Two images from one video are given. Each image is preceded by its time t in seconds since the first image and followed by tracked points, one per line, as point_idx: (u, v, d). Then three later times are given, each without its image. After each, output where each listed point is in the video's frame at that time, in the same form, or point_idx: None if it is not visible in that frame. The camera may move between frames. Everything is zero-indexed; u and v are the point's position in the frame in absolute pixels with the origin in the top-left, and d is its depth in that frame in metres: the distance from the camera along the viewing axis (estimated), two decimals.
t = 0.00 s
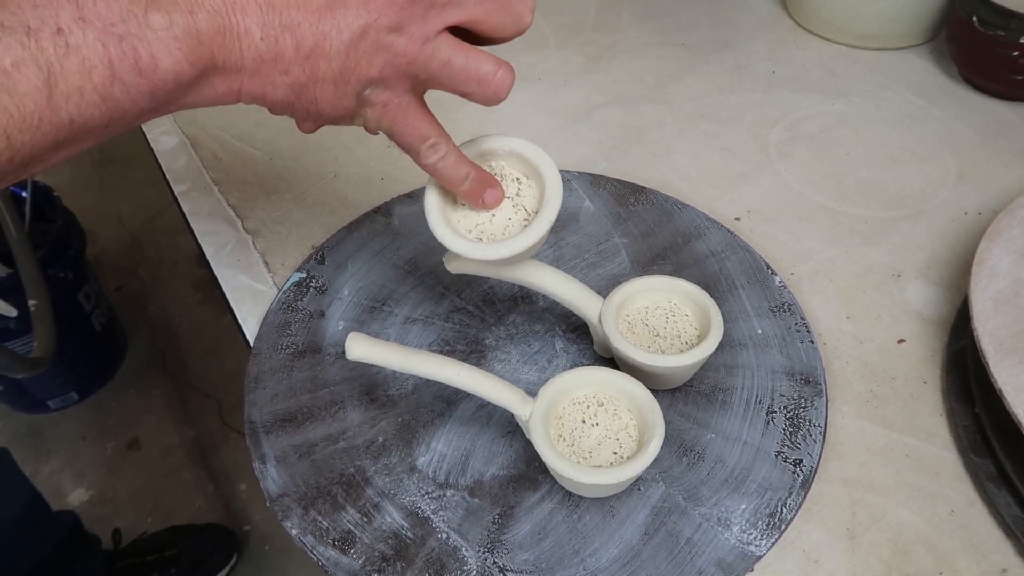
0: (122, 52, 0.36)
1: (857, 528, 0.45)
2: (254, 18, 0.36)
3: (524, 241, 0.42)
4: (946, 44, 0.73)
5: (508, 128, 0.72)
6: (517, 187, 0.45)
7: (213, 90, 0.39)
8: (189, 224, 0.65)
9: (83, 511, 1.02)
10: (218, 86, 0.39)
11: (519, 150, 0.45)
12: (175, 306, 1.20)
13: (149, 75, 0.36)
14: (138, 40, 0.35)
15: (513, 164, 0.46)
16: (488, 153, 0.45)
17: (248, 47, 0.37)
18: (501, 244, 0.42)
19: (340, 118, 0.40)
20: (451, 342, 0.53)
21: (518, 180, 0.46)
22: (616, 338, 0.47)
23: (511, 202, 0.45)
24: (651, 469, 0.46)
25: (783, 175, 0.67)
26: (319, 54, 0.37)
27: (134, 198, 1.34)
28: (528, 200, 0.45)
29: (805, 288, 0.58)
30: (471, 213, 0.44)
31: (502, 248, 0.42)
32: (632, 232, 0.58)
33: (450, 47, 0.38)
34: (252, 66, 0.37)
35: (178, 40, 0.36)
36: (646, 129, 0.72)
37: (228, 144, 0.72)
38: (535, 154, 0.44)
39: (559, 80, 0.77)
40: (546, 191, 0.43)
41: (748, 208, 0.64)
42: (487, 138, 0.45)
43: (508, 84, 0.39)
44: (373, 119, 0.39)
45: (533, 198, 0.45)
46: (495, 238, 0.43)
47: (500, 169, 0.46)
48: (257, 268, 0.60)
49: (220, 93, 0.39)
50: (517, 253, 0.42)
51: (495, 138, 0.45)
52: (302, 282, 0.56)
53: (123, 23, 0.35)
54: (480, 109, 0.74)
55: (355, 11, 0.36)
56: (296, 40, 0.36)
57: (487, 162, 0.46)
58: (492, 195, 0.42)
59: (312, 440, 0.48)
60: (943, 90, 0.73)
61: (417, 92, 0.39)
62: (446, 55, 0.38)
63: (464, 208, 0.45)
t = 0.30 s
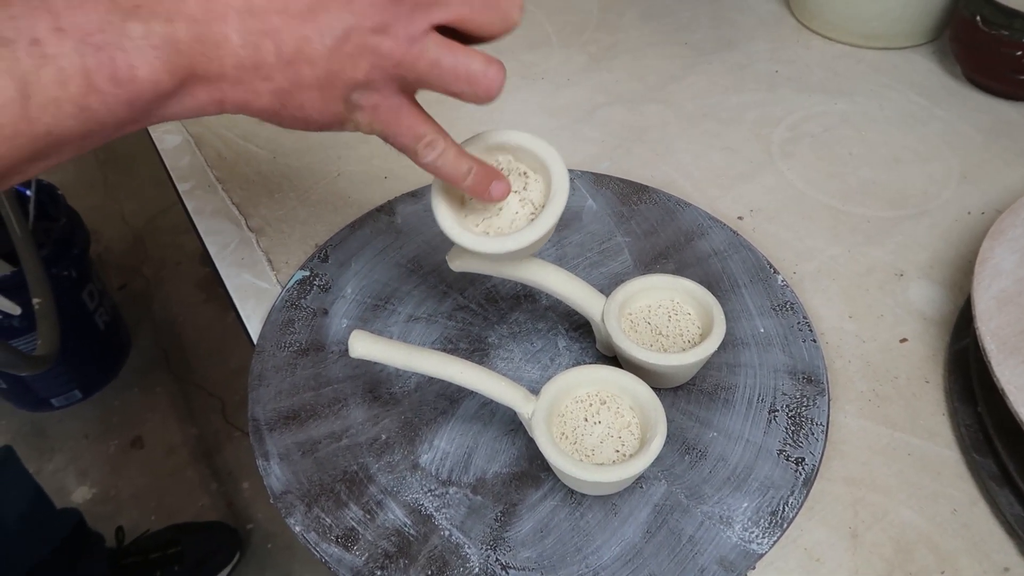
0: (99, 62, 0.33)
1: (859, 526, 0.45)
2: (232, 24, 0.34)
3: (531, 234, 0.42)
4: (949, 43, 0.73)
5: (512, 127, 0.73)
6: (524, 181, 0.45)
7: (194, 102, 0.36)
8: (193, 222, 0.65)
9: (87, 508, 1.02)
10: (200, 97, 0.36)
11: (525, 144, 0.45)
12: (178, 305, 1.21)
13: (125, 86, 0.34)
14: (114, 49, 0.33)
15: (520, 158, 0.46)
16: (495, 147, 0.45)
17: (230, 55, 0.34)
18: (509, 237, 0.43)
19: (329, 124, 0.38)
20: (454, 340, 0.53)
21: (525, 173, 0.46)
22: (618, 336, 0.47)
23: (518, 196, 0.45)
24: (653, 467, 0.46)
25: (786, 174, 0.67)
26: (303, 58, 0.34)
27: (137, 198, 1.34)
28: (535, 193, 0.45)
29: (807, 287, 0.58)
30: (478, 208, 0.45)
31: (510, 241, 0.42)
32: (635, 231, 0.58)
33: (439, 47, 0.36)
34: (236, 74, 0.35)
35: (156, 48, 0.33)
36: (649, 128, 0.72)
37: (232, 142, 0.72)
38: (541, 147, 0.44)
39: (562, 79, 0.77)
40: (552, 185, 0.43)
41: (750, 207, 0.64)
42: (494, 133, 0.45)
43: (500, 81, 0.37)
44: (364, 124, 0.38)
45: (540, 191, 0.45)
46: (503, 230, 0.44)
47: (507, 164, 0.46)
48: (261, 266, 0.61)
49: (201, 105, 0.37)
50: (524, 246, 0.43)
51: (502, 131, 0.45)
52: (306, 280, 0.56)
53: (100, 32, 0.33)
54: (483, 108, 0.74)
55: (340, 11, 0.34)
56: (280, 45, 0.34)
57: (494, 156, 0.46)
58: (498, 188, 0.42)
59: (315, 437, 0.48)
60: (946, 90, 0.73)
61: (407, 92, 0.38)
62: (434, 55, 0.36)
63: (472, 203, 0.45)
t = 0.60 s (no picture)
0: None
1: (863, 527, 0.45)
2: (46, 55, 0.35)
3: (579, 187, 0.40)
4: (955, 44, 0.73)
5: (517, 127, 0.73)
6: (562, 141, 0.44)
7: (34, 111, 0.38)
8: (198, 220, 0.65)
9: (89, 506, 1.02)
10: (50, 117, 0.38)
11: (563, 103, 0.43)
12: (182, 303, 1.21)
13: None
14: None
15: (555, 119, 0.45)
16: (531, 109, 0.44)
17: (48, 82, 0.36)
18: (556, 191, 0.41)
19: (177, 125, 0.39)
20: (458, 339, 0.53)
21: (563, 133, 0.44)
22: (622, 335, 0.47)
23: (558, 155, 0.43)
24: (657, 466, 0.46)
25: (790, 174, 0.67)
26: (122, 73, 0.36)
27: (142, 195, 1.34)
28: (574, 151, 0.43)
29: (811, 287, 0.58)
30: (518, 168, 0.43)
31: (559, 195, 0.40)
32: (639, 230, 0.58)
33: (255, 22, 0.34)
34: (58, 100, 0.37)
35: None
36: (653, 127, 0.72)
37: (237, 141, 0.72)
38: (580, 104, 0.43)
39: (567, 79, 0.77)
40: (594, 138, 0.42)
41: (755, 207, 0.64)
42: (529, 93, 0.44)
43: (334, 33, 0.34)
44: (225, 108, 0.38)
45: (580, 149, 0.44)
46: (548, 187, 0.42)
47: (544, 124, 0.44)
48: (265, 265, 0.61)
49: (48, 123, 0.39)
50: (573, 200, 0.41)
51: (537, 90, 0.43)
52: (311, 278, 0.56)
53: None
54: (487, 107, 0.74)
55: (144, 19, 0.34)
56: (90, 67, 0.35)
57: (529, 118, 0.44)
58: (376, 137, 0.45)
59: (319, 435, 0.48)
60: (951, 91, 0.73)
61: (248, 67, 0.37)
62: (251, 32, 0.34)
63: (510, 163, 0.43)
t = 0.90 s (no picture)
0: None
1: (865, 528, 0.45)
2: None
3: (583, 175, 0.41)
4: (958, 45, 0.73)
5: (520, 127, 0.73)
6: (566, 131, 0.44)
7: None
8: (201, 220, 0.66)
9: (92, 504, 1.03)
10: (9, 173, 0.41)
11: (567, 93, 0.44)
12: (184, 302, 1.21)
13: None
14: None
15: (559, 109, 0.45)
16: (535, 100, 0.44)
17: None
18: (561, 179, 0.41)
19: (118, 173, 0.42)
20: (461, 339, 0.53)
21: (567, 124, 0.44)
22: (625, 335, 0.47)
23: (562, 145, 0.44)
24: (659, 467, 0.46)
25: (793, 175, 0.67)
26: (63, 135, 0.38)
27: (145, 194, 1.34)
28: (578, 142, 0.44)
29: (814, 288, 0.58)
30: (522, 158, 0.43)
31: (564, 183, 0.40)
32: (642, 231, 0.58)
33: (188, 90, 0.36)
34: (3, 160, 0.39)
35: None
36: (656, 128, 0.72)
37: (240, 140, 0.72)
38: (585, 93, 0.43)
39: (570, 79, 0.77)
40: (598, 129, 0.42)
41: (758, 208, 0.64)
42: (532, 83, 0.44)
43: (263, 101, 0.37)
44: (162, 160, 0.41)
45: (584, 140, 0.44)
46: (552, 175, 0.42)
47: (548, 114, 0.45)
48: (269, 264, 0.61)
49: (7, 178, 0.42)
50: (578, 188, 0.41)
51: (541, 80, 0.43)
52: (314, 278, 0.56)
53: None
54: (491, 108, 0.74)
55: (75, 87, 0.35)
56: (30, 130, 0.37)
57: (532, 108, 0.45)
58: (323, 148, 0.43)
59: (323, 434, 0.48)
60: (954, 92, 0.73)
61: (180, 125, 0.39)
62: (186, 100, 0.36)
63: (514, 153, 0.44)
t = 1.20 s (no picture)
0: None
1: (865, 529, 0.45)
2: None
3: (584, 164, 0.41)
4: (960, 46, 0.73)
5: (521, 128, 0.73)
6: (567, 124, 0.44)
7: None
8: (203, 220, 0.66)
9: (95, 503, 1.03)
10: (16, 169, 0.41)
11: (568, 86, 0.44)
12: (186, 302, 1.22)
13: None
14: None
15: (560, 102, 0.45)
16: (535, 93, 0.45)
17: None
18: (563, 169, 0.41)
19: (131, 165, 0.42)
20: (462, 339, 0.53)
21: (567, 116, 0.45)
22: (625, 336, 0.47)
23: (563, 137, 0.44)
24: (659, 467, 0.46)
25: (795, 176, 0.67)
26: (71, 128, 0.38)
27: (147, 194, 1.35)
28: (579, 133, 0.44)
29: (816, 289, 0.58)
30: (523, 148, 0.43)
31: (565, 172, 0.40)
32: (643, 232, 0.58)
33: (197, 74, 0.35)
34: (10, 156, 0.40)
35: None
36: (658, 129, 0.72)
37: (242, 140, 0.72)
38: (586, 86, 0.43)
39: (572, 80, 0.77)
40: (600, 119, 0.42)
41: (759, 209, 0.64)
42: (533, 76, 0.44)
43: (275, 80, 0.37)
44: (178, 151, 0.41)
45: (585, 131, 0.44)
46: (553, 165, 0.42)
47: (548, 107, 0.45)
48: (270, 264, 0.61)
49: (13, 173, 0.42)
50: (580, 178, 0.41)
51: (542, 74, 0.44)
52: (315, 278, 0.56)
53: None
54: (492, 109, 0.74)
55: (80, 78, 0.36)
56: (37, 122, 0.38)
57: (533, 101, 0.45)
58: (342, 121, 0.43)
59: (324, 435, 0.48)
60: (956, 93, 0.73)
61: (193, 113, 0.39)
62: (196, 85, 0.36)
63: (514, 145, 0.44)
